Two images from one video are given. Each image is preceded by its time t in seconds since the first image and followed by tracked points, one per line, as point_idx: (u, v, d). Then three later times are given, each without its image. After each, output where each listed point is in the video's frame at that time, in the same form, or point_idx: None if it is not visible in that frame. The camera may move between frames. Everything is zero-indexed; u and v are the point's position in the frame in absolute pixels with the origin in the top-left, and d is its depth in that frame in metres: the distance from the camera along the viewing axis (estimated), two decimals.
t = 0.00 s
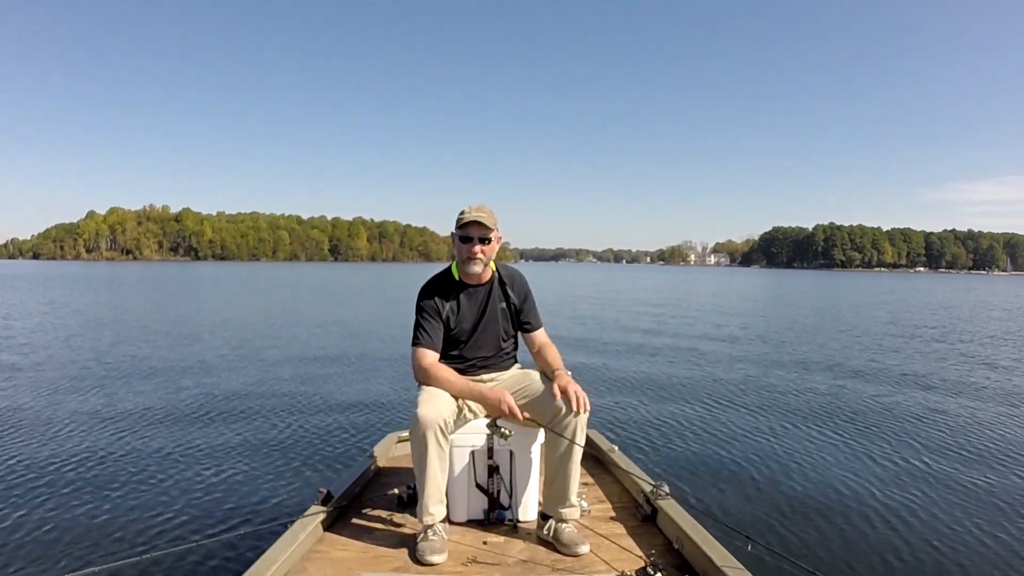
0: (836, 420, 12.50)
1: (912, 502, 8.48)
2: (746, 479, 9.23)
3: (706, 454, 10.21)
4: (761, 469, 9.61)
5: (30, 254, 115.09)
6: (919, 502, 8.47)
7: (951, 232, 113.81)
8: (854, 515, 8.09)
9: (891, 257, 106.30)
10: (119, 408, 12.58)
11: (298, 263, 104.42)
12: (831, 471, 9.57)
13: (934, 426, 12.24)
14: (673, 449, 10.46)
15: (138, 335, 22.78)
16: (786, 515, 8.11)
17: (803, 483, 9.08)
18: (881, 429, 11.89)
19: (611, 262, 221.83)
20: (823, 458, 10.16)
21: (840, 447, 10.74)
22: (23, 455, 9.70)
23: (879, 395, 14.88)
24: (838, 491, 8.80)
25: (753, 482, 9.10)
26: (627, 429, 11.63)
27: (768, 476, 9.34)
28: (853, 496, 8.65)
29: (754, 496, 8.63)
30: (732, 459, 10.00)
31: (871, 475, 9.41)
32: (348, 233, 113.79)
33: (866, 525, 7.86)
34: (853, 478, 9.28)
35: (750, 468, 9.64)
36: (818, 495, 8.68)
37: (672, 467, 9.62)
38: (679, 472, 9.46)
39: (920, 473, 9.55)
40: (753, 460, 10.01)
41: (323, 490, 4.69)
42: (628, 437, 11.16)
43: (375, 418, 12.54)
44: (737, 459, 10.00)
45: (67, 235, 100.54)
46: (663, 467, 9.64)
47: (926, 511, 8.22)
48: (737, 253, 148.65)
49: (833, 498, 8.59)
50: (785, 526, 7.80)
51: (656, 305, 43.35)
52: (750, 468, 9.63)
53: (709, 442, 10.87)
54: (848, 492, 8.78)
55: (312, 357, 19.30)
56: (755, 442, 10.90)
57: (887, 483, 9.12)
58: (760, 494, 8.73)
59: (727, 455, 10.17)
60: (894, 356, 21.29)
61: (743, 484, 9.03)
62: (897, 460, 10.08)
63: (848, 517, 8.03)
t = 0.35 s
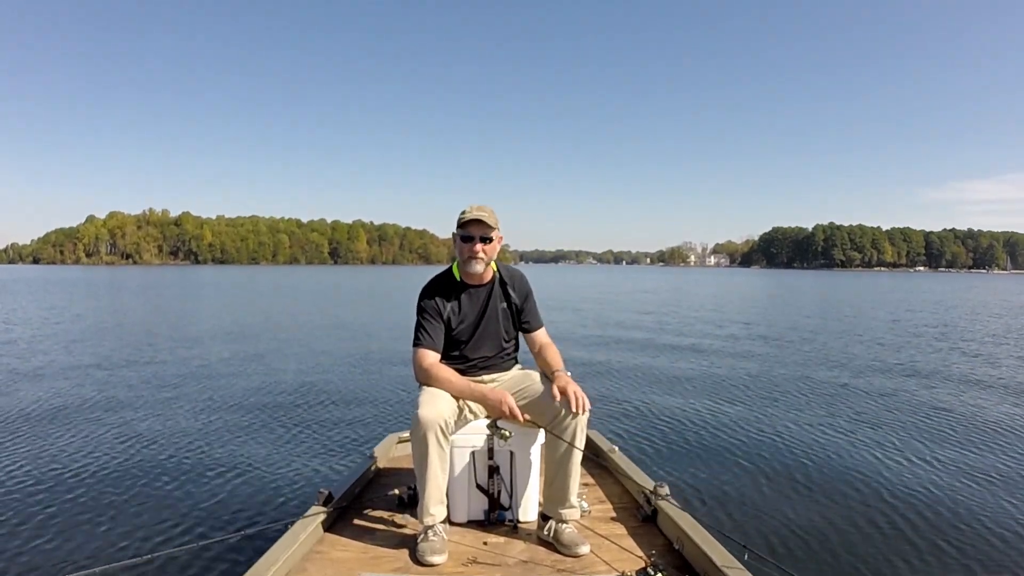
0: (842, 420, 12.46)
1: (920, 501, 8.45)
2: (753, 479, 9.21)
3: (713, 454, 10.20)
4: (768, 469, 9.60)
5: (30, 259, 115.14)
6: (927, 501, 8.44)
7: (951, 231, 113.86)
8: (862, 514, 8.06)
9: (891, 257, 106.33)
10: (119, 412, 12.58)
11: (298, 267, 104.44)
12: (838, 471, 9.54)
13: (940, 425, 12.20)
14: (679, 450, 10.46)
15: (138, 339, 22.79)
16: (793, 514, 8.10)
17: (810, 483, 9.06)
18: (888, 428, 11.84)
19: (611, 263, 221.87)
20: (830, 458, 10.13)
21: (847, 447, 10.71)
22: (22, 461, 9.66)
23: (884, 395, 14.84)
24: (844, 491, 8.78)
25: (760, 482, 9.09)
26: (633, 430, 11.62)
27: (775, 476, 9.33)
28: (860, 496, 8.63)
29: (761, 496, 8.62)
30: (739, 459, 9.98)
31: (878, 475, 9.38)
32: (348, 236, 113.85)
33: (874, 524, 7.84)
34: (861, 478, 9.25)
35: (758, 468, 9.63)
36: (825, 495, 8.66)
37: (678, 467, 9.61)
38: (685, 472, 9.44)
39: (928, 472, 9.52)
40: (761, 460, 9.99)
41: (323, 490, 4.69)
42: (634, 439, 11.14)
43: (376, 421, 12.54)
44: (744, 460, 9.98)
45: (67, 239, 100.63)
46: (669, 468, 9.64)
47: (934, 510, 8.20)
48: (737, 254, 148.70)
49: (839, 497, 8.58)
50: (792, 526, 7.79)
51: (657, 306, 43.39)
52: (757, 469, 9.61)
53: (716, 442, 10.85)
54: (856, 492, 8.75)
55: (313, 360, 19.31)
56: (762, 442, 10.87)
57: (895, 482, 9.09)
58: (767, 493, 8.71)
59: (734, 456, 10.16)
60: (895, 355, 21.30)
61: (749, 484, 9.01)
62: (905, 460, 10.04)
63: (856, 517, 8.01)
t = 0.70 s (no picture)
0: (847, 420, 12.48)
1: (927, 502, 8.47)
2: (760, 480, 9.22)
3: (718, 456, 10.21)
4: (774, 470, 9.62)
5: (30, 262, 115.15)
6: (934, 502, 8.45)
7: (951, 229, 113.89)
8: (869, 516, 8.08)
9: (891, 256, 106.36)
10: (120, 415, 12.58)
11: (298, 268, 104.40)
12: (844, 472, 9.56)
13: (944, 424, 12.22)
14: (684, 451, 10.48)
15: (139, 342, 22.80)
16: (800, 516, 8.12)
17: (816, 485, 9.08)
18: (893, 428, 11.86)
19: (611, 263, 221.90)
20: (836, 459, 10.15)
21: (852, 447, 10.72)
22: (23, 464, 9.67)
23: (887, 394, 14.87)
24: (850, 492, 8.80)
25: (766, 483, 9.11)
26: (637, 431, 11.64)
27: (781, 477, 9.35)
28: (867, 497, 8.64)
29: (768, 498, 8.63)
30: (745, 461, 10.00)
31: (885, 475, 9.40)
32: (348, 237, 113.86)
33: (881, 526, 7.85)
34: (867, 479, 9.27)
35: (763, 469, 9.64)
36: (832, 496, 8.68)
37: (684, 469, 9.63)
38: (691, 474, 9.46)
39: (933, 472, 9.53)
40: (766, 461, 10.00)
41: (324, 491, 4.68)
42: (638, 440, 11.15)
43: (376, 422, 12.55)
44: (750, 461, 10.00)
45: (67, 242, 100.54)
46: (675, 469, 9.65)
47: (941, 510, 8.22)
48: (737, 253, 148.78)
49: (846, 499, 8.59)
50: (800, 528, 7.80)
51: (657, 305, 43.42)
52: (762, 470, 9.64)
53: (721, 443, 10.86)
54: (862, 493, 8.77)
55: (313, 362, 19.31)
56: (767, 443, 10.88)
57: (901, 483, 9.11)
58: (774, 495, 8.73)
59: (739, 457, 10.18)
60: (896, 353, 21.33)
61: (754, 486, 9.02)
62: (911, 460, 10.05)
63: (863, 519, 8.02)
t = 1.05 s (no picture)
0: (852, 420, 12.49)
1: (936, 503, 8.47)
2: (768, 480, 9.22)
3: (726, 455, 10.21)
4: (783, 470, 9.61)
5: (30, 258, 115.19)
6: (943, 503, 8.45)
7: (951, 228, 113.79)
8: (878, 516, 8.08)
9: (892, 255, 106.29)
10: (122, 412, 12.61)
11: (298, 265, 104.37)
12: (851, 471, 9.56)
13: (950, 424, 12.24)
14: (690, 450, 10.47)
15: (139, 339, 22.81)
16: (809, 515, 8.14)
17: (823, 484, 9.08)
18: (899, 428, 11.87)
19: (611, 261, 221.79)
20: (843, 459, 10.16)
21: (859, 447, 10.72)
22: (25, 463, 9.65)
23: (891, 394, 14.88)
24: (858, 492, 8.80)
25: (775, 483, 9.10)
26: (642, 430, 11.64)
27: (790, 477, 9.34)
28: (876, 497, 8.65)
29: (776, 497, 8.63)
30: (752, 460, 9.99)
31: (892, 475, 9.41)
32: (348, 234, 113.85)
33: (890, 526, 7.86)
34: (875, 479, 9.28)
35: (771, 469, 9.64)
36: (840, 496, 8.68)
37: (692, 468, 9.63)
38: (698, 472, 9.46)
39: (940, 472, 9.54)
40: (773, 460, 10.01)
41: (323, 490, 4.68)
42: (644, 439, 11.14)
43: (377, 420, 12.55)
44: (757, 460, 10.00)
45: (67, 238, 100.42)
46: (683, 468, 9.64)
47: (947, 511, 8.22)
48: (737, 251, 148.72)
49: (853, 499, 8.59)
50: (809, 528, 7.80)
51: (657, 304, 43.40)
52: (771, 469, 9.63)
53: (728, 443, 10.87)
54: (871, 493, 8.77)
55: (313, 359, 19.31)
56: (774, 443, 10.88)
57: (909, 484, 9.12)
58: (782, 495, 8.73)
59: (746, 457, 10.18)
60: (896, 353, 21.31)
61: (760, 486, 9.01)
62: (918, 461, 10.06)
63: (872, 519, 8.03)
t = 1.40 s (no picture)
0: (855, 421, 12.51)
1: (942, 505, 8.49)
2: (774, 482, 9.21)
3: (731, 457, 10.20)
4: (789, 472, 9.60)
5: (30, 253, 115.13)
6: (949, 505, 8.47)
7: (951, 231, 113.73)
8: (886, 519, 8.08)
9: (892, 257, 106.20)
10: (123, 409, 12.61)
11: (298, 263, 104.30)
12: (857, 473, 9.58)
13: (952, 426, 12.26)
14: (696, 452, 10.45)
15: (139, 336, 22.80)
16: (817, 517, 8.14)
17: (827, 486, 9.10)
18: (901, 430, 11.90)
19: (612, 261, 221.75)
20: (847, 460, 10.17)
21: (863, 449, 10.74)
22: (27, 459, 9.66)
23: (892, 395, 14.92)
24: (864, 494, 8.81)
25: (782, 485, 9.09)
26: (645, 431, 11.61)
27: (796, 479, 9.34)
28: (882, 499, 8.66)
29: (783, 499, 8.62)
30: (758, 462, 9.99)
31: (897, 477, 9.43)
32: (348, 233, 113.79)
33: (897, 528, 7.86)
34: (881, 480, 9.29)
35: (777, 471, 9.63)
36: (848, 498, 8.67)
37: (698, 470, 9.61)
38: (704, 474, 9.44)
39: (944, 475, 9.58)
40: (779, 462, 10.00)
41: (323, 490, 4.69)
42: (647, 440, 11.12)
43: (377, 419, 12.56)
44: (762, 462, 9.99)
45: (66, 235, 100.34)
46: (689, 470, 9.62)
47: (951, 513, 8.25)
48: (737, 252, 148.65)
49: (858, 501, 8.61)
50: (817, 530, 7.79)
51: (657, 304, 43.37)
52: (777, 471, 9.62)
53: (732, 444, 10.87)
54: (877, 495, 8.78)
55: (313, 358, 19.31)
56: (778, 445, 10.89)
57: (915, 485, 9.13)
58: (789, 497, 8.71)
59: (752, 458, 10.16)
60: (896, 355, 21.32)
61: (764, 487, 9.02)
62: (923, 463, 10.08)
63: (879, 521, 8.03)
